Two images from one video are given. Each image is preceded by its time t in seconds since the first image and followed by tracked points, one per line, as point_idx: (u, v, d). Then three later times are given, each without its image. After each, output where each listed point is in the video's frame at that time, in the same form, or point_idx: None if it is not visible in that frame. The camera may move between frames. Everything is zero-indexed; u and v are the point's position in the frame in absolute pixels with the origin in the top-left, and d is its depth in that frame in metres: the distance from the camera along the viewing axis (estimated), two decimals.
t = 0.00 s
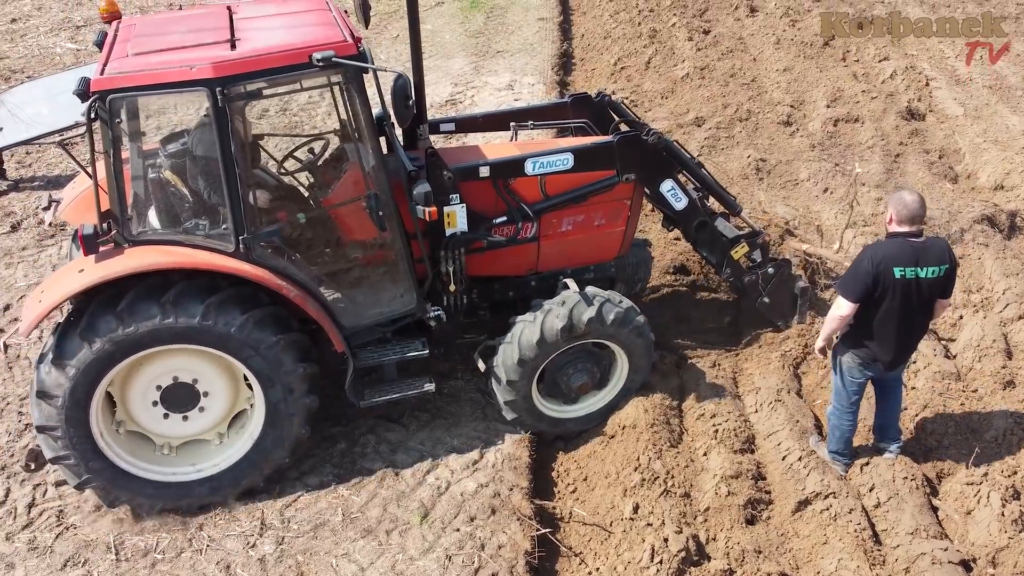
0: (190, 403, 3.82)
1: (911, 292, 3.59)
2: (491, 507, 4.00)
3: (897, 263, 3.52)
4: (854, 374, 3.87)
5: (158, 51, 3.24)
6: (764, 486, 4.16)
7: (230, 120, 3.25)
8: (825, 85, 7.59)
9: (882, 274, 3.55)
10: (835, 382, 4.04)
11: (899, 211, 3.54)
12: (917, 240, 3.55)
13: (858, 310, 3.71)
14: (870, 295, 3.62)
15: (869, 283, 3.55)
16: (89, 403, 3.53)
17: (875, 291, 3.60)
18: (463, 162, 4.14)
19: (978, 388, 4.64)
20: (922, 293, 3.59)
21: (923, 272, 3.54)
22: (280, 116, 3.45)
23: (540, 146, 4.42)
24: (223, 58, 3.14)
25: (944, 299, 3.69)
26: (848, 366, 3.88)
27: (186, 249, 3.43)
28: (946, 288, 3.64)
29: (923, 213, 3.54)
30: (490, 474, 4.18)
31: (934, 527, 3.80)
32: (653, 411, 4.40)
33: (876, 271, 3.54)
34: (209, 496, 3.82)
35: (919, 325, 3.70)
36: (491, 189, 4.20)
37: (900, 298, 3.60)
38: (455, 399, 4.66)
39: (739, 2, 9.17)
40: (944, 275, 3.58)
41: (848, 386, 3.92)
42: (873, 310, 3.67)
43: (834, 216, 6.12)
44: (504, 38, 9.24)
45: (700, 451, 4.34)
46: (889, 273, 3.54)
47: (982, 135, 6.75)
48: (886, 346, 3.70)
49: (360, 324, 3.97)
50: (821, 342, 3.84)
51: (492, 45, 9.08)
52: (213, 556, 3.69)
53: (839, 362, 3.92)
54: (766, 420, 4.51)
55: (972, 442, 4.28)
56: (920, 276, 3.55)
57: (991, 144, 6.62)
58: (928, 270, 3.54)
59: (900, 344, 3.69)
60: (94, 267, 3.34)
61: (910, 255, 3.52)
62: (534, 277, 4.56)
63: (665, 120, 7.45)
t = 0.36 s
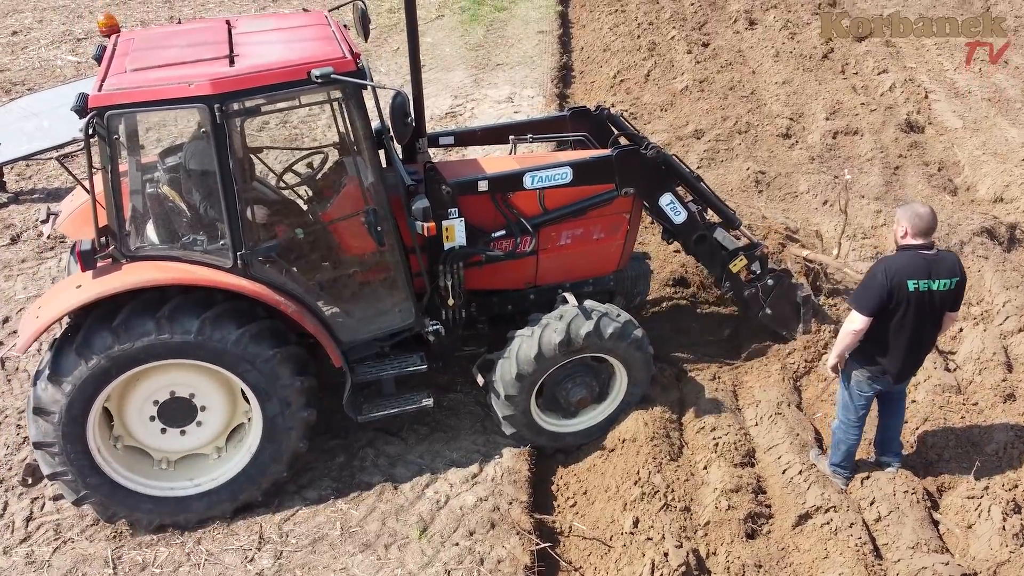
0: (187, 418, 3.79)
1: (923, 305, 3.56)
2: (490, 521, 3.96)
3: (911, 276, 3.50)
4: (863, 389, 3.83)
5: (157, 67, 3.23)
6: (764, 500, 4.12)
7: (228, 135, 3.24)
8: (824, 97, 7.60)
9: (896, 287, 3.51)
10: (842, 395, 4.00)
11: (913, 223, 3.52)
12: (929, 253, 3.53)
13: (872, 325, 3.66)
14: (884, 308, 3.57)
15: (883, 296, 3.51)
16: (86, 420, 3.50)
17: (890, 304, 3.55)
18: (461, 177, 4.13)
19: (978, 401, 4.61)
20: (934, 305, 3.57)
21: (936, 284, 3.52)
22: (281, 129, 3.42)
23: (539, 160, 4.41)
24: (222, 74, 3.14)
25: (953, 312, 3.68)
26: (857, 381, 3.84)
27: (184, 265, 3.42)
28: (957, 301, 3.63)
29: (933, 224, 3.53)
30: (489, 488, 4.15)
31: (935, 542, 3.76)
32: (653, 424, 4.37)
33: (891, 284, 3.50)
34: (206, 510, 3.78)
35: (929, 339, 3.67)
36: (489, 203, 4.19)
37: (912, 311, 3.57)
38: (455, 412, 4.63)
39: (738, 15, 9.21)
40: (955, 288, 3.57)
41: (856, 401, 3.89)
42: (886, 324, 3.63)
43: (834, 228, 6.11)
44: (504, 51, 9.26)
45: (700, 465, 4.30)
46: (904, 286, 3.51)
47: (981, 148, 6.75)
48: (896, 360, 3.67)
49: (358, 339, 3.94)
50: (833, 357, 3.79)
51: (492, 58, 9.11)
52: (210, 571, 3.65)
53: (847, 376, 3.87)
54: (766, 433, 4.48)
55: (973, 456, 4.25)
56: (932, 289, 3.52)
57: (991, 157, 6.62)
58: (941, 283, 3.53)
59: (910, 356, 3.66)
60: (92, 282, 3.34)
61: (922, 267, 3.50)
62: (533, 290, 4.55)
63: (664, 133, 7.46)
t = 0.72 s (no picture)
0: (193, 431, 3.77)
1: (944, 317, 3.56)
2: (490, 536, 3.93)
3: (935, 287, 3.50)
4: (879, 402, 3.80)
5: (164, 80, 3.23)
6: (766, 514, 4.08)
7: (235, 147, 3.24)
8: (824, 111, 7.63)
9: (920, 299, 3.50)
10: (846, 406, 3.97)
11: (931, 233, 3.53)
12: (947, 263, 3.55)
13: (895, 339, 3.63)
14: (910, 319, 3.55)
15: (909, 308, 3.49)
16: (95, 427, 3.47)
17: (915, 315, 3.54)
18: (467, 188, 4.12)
19: (979, 416, 4.60)
20: (954, 315, 3.58)
21: (956, 294, 3.53)
22: (283, 142, 3.40)
23: (544, 171, 4.41)
24: (230, 86, 3.14)
25: (967, 322, 3.70)
26: (870, 395, 3.80)
27: (192, 276, 3.41)
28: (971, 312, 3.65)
29: (946, 233, 3.57)
30: (489, 503, 4.11)
31: (937, 556, 3.73)
32: (655, 438, 4.33)
33: (917, 297, 3.49)
34: (203, 524, 3.74)
35: (948, 350, 3.67)
36: (495, 214, 4.18)
37: (933, 323, 3.56)
38: (455, 426, 4.60)
39: (737, 30, 9.26)
40: (973, 296, 3.59)
41: (864, 413, 3.86)
42: (909, 336, 3.61)
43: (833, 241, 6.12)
44: (504, 66, 9.30)
45: (701, 479, 4.26)
46: (928, 297, 3.50)
47: (980, 161, 6.76)
48: (918, 371, 3.66)
49: (363, 350, 3.93)
50: (853, 370, 3.75)
51: (492, 73, 9.15)
52: None
53: (859, 389, 3.84)
54: (767, 447, 4.45)
55: (975, 470, 4.23)
56: (955, 298, 3.53)
57: (990, 170, 6.62)
58: (960, 292, 3.54)
59: (932, 367, 3.66)
60: (100, 294, 3.32)
61: (944, 277, 3.51)
62: (539, 302, 4.55)
63: (664, 147, 7.48)
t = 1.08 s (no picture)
0: (201, 446, 3.73)
1: (964, 335, 3.55)
2: (491, 556, 3.87)
3: (956, 304, 3.49)
4: (894, 418, 3.79)
5: (178, 96, 3.23)
6: (768, 534, 4.03)
7: (248, 163, 3.24)
8: (823, 130, 7.68)
9: (943, 317, 3.48)
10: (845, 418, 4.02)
11: (948, 250, 3.54)
12: (963, 280, 3.55)
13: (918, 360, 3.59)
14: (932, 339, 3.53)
15: (933, 327, 3.47)
16: (108, 431, 3.43)
17: (938, 335, 3.51)
18: (476, 203, 4.13)
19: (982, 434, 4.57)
20: (972, 333, 3.57)
21: (975, 310, 3.53)
22: (284, 161, 3.40)
23: (554, 187, 4.41)
24: (242, 102, 3.15)
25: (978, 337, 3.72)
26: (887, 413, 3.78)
27: (204, 292, 3.38)
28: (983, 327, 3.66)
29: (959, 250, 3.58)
30: (490, 523, 4.07)
31: None
32: (658, 457, 4.30)
33: (940, 316, 3.47)
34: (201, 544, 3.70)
35: (966, 366, 3.67)
36: (505, 229, 4.19)
37: (954, 341, 3.55)
38: (455, 446, 4.56)
39: (736, 50, 9.34)
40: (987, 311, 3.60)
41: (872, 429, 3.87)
42: (931, 356, 3.58)
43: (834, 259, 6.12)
44: (505, 86, 9.36)
45: (703, 499, 4.22)
46: (950, 315, 3.49)
47: (980, 180, 6.78)
48: (939, 389, 3.65)
49: (373, 364, 3.90)
50: (873, 394, 3.69)
51: (492, 92, 9.20)
52: None
53: (875, 410, 3.80)
54: (770, 466, 4.41)
55: (978, 489, 4.19)
56: (974, 314, 3.53)
57: (990, 189, 6.64)
58: (977, 309, 3.54)
59: (951, 385, 3.66)
60: (112, 308, 3.30)
61: (963, 294, 3.51)
62: (549, 318, 4.53)
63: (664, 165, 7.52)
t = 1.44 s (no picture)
0: (206, 462, 3.74)
1: (959, 366, 3.46)
2: None
3: (947, 334, 3.41)
4: (899, 445, 3.67)
5: (194, 112, 3.26)
6: (771, 554, 3.98)
7: (263, 179, 3.26)
8: (823, 149, 7.72)
9: (932, 346, 3.42)
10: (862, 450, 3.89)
11: (944, 279, 3.45)
12: (962, 309, 3.46)
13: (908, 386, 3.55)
14: (920, 368, 3.47)
15: (920, 356, 3.42)
16: (132, 431, 3.43)
17: (926, 364, 3.46)
18: (487, 219, 4.14)
19: (985, 453, 4.53)
20: (970, 364, 3.47)
21: (972, 341, 3.42)
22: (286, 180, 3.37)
23: (564, 202, 4.42)
24: (257, 119, 3.18)
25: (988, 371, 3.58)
26: (883, 440, 3.72)
27: (218, 305, 3.39)
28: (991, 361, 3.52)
29: (966, 279, 3.46)
30: (492, 543, 4.03)
31: None
32: (661, 476, 4.25)
33: (927, 344, 3.42)
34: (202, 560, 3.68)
35: (966, 398, 3.56)
36: (516, 245, 4.19)
37: (947, 372, 3.47)
38: (456, 464, 4.52)
39: (735, 70, 9.42)
40: (992, 344, 3.47)
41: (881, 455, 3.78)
42: (922, 384, 3.52)
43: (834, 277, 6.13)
44: (505, 105, 9.41)
45: (706, 518, 4.15)
46: (939, 345, 3.42)
47: (980, 199, 6.81)
48: (935, 420, 3.56)
49: (386, 377, 3.89)
50: (867, 417, 3.68)
51: (493, 112, 9.26)
52: None
53: (874, 433, 3.76)
54: (772, 486, 4.36)
55: (981, 508, 4.16)
56: (971, 346, 3.43)
57: (990, 208, 6.66)
58: (977, 340, 3.43)
59: (950, 417, 3.55)
60: (126, 322, 3.32)
61: (958, 325, 3.41)
62: (561, 332, 4.51)
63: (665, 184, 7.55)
